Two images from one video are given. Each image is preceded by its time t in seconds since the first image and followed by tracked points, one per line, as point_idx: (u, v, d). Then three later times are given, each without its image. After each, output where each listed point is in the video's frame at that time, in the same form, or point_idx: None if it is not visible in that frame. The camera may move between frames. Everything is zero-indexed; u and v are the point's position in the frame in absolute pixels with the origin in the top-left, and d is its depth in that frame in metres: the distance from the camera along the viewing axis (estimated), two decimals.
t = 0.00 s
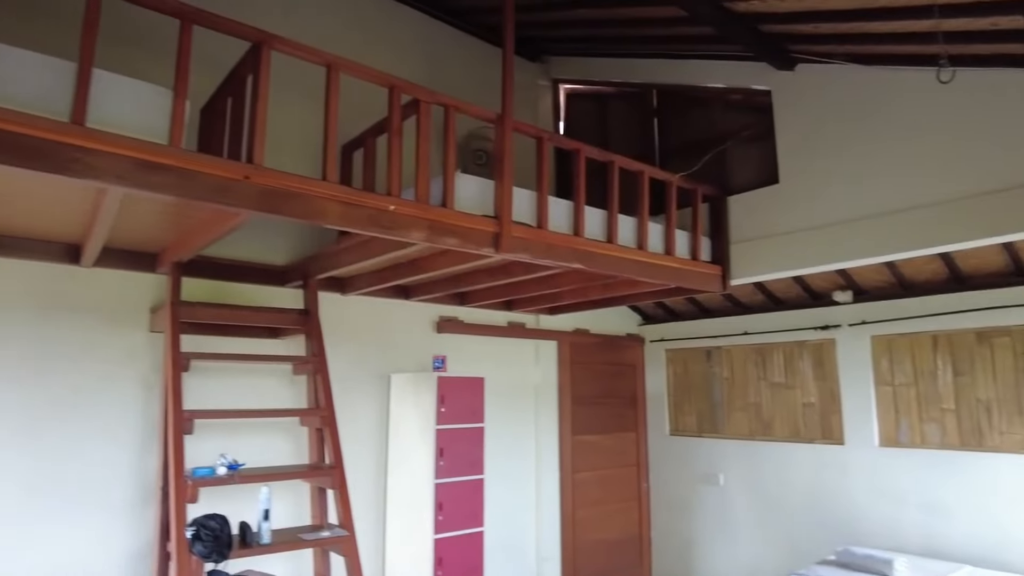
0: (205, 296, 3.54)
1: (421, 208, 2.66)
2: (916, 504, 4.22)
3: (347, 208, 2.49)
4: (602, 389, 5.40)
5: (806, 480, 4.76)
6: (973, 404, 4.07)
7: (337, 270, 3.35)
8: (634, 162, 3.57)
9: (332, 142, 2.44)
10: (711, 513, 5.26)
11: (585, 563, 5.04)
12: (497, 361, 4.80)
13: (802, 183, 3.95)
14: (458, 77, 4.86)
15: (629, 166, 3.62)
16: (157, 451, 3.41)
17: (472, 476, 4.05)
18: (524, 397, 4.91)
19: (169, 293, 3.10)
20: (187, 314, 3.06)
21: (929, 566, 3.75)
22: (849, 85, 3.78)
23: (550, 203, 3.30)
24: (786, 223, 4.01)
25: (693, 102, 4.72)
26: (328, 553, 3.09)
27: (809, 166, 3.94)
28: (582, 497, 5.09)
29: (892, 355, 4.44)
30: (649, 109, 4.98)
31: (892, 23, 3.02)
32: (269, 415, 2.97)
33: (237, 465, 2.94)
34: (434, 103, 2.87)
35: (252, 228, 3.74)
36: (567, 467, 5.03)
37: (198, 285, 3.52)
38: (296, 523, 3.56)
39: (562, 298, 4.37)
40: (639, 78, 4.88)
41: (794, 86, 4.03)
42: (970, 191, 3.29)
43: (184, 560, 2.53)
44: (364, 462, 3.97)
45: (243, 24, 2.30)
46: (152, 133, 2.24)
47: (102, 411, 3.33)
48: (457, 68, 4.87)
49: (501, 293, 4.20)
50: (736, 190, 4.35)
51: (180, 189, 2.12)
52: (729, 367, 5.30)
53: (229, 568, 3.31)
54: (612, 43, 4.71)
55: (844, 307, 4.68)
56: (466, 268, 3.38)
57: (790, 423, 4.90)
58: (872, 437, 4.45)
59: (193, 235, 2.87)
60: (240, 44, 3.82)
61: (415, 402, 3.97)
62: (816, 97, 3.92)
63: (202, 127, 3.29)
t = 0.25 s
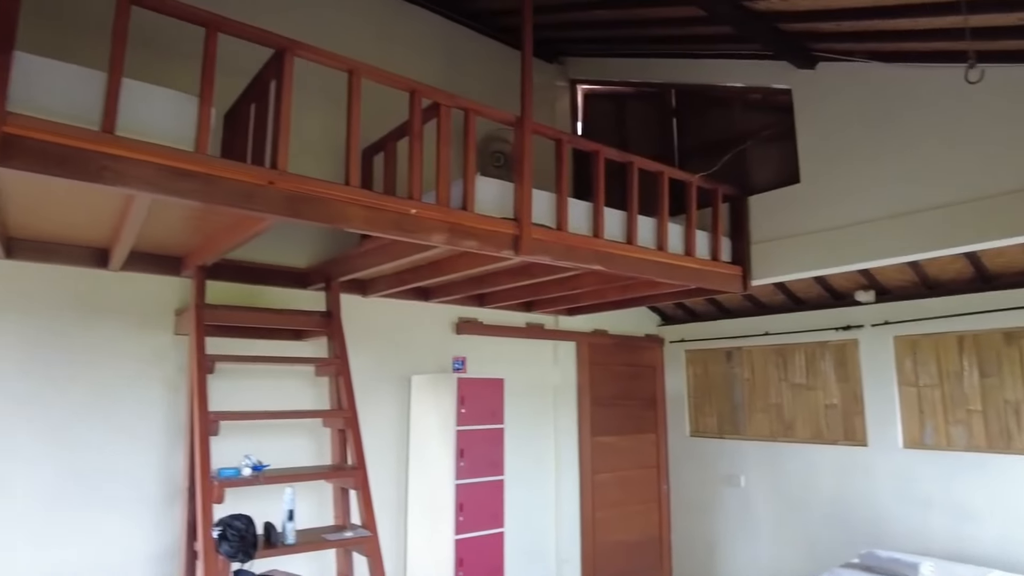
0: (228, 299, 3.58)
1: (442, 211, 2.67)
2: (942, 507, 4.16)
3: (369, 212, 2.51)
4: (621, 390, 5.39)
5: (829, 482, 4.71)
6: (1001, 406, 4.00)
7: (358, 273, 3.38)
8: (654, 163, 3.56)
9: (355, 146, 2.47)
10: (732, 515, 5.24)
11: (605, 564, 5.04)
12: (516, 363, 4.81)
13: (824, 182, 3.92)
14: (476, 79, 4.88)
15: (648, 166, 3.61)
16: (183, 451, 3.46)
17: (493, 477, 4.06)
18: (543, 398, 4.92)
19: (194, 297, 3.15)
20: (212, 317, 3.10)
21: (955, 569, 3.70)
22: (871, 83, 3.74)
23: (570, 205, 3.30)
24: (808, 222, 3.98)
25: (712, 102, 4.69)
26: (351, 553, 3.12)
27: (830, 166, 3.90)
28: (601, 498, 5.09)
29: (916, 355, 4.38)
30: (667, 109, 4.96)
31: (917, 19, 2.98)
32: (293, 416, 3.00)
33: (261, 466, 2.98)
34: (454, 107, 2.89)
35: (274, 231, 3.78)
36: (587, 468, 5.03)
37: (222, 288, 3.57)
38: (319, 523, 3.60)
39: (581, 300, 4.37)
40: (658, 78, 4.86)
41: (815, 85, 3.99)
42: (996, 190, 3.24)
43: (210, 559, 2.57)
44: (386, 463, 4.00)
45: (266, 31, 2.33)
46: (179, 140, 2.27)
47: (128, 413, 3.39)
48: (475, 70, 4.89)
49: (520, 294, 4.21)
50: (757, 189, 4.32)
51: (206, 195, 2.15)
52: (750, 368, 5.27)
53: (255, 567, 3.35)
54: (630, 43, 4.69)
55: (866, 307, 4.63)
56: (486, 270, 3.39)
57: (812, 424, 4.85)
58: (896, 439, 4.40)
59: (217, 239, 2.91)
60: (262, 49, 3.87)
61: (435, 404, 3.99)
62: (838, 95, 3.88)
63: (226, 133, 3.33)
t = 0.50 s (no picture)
0: (253, 303, 3.64)
1: (463, 215, 2.69)
2: (970, 510, 4.09)
3: (391, 217, 2.53)
4: (642, 392, 5.38)
5: (853, 484, 4.66)
6: None
7: (380, 276, 3.42)
8: (674, 164, 3.55)
9: (377, 152, 2.49)
10: (755, 517, 5.20)
11: (626, 566, 5.03)
12: (536, 364, 4.82)
13: (847, 182, 3.88)
14: (495, 82, 4.90)
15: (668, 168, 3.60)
16: (210, 453, 3.53)
17: (514, 479, 4.08)
18: (563, 400, 4.92)
19: (220, 301, 3.20)
20: (237, 321, 3.15)
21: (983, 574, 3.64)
22: (894, 81, 3.70)
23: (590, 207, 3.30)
24: (830, 222, 3.94)
25: (732, 101, 4.67)
26: (374, 554, 3.15)
27: (853, 165, 3.86)
28: (622, 500, 5.08)
29: (942, 356, 4.32)
30: (687, 109, 4.94)
31: (941, 17, 2.94)
32: (317, 418, 3.04)
33: (286, 467, 3.02)
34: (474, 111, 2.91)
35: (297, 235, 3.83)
36: (607, 470, 5.03)
37: (246, 292, 3.63)
38: (343, 524, 3.64)
39: (601, 301, 4.37)
40: (677, 78, 4.84)
41: (837, 84, 3.95)
42: None
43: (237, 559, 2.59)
44: (408, 465, 4.03)
45: (290, 39, 2.37)
46: (206, 147, 2.32)
47: (157, 415, 3.46)
48: (494, 73, 4.91)
49: (540, 296, 4.22)
50: (778, 189, 4.29)
51: (232, 202, 2.20)
52: (772, 369, 5.23)
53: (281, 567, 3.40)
54: (648, 43, 4.68)
55: (890, 307, 4.57)
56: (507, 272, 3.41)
57: (835, 426, 4.81)
58: (922, 441, 4.33)
59: (243, 244, 2.96)
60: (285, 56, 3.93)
61: (456, 405, 4.01)
62: (860, 94, 3.84)
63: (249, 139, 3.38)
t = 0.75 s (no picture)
0: (282, 306, 3.70)
1: (488, 217, 2.71)
2: (1005, 514, 4.00)
3: (418, 220, 2.56)
4: (667, 392, 5.35)
5: (883, 486, 4.59)
6: None
7: (406, 278, 3.46)
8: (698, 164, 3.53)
9: (403, 156, 2.52)
10: (783, 519, 5.15)
11: (652, 567, 5.02)
12: (561, 365, 4.83)
13: (875, 179, 3.83)
14: (517, 84, 4.92)
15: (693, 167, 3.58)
16: (241, 453, 3.59)
17: (539, 479, 4.09)
18: (588, 400, 4.93)
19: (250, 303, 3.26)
20: (267, 323, 3.21)
21: None
22: (924, 77, 3.64)
23: (615, 208, 3.30)
24: (858, 221, 3.89)
25: (757, 99, 4.63)
26: (402, 553, 3.18)
27: (882, 162, 3.81)
28: (648, 501, 5.07)
29: (974, 356, 4.23)
30: (710, 108, 4.90)
31: (970, 10, 2.89)
32: (345, 418, 3.09)
33: (315, 468, 3.07)
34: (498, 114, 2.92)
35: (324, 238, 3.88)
36: (632, 470, 5.02)
37: (275, 295, 3.69)
38: (371, 524, 3.68)
39: (625, 301, 4.36)
40: (700, 77, 4.81)
41: (864, 80, 3.90)
42: None
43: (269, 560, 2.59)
44: (435, 465, 4.07)
45: (318, 46, 2.41)
46: (238, 153, 2.37)
47: (190, 415, 3.53)
48: (517, 75, 4.93)
49: (563, 296, 4.23)
50: (805, 187, 4.24)
51: (263, 208, 2.24)
52: (799, 369, 5.17)
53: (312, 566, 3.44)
54: (671, 42, 4.66)
55: (920, 306, 4.50)
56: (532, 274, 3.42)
57: (864, 427, 4.74)
58: (954, 443, 4.25)
59: (273, 248, 3.01)
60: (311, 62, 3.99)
61: (481, 406, 4.03)
62: (888, 90, 3.78)
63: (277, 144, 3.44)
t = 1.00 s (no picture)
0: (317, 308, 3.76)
1: (520, 218, 2.72)
2: None
3: (450, 222, 2.58)
4: (699, 392, 5.30)
5: (924, 489, 4.49)
6: None
7: (437, 279, 3.49)
8: (731, 162, 3.50)
9: (435, 159, 2.55)
10: (820, 521, 5.07)
11: (685, 569, 4.98)
12: (592, 365, 4.82)
13: (913, 175, 3.74)
14: (545, 84, 4.92)
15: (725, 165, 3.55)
16: (278, 452, 3.66)
17: (572, 479, 4.09)
18: (619, 400, 4.91)
19: (286, 305, 3.32)
20: (302, 324, 3.27)
21: None
22: (964, 69, 3.55)
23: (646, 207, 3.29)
24: (896, 217, 3.81)
25: (789, 95, 4.56)
26: (436, 552, 3.21)
27: (920, 156, 3.72)
28: (681, 502, 5.03)
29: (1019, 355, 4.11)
30: (742, 104, 4.85)
31: None
32: (379, 418, 3.13)
33: (351, 467, 3.12)
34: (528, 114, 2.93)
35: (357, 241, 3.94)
36: (665, 471, 4.98)
37: (311, 297, 3.75)
38: (405, 523, 3.72)
39: (656, 301, 4.33)
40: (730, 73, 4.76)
41: (901, 73, 3.82)
42: None
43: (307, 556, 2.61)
44: (467, 465, 4.09)
45: (351, 52, 2.44)
46: (275, 158, 2.42)
47: (229, 415, 3.61)
48: (545, 75, 4.94)
49: (594, 296, 4.22)
50: (840, 183, 4.17)
51: (300, 212, 2.28)
52: (835, 369, 5.08)
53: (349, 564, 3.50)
54: (701, 39, 4.62)
55: (961, 304, 4.40)
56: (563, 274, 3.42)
57: (904, 427, 4.64)
58: (999, 444, 4.14)
59: (308, 250, 3.07)
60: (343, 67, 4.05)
61: (513, 406, 4.04)
62: (927, 83, 3.70)
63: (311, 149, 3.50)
